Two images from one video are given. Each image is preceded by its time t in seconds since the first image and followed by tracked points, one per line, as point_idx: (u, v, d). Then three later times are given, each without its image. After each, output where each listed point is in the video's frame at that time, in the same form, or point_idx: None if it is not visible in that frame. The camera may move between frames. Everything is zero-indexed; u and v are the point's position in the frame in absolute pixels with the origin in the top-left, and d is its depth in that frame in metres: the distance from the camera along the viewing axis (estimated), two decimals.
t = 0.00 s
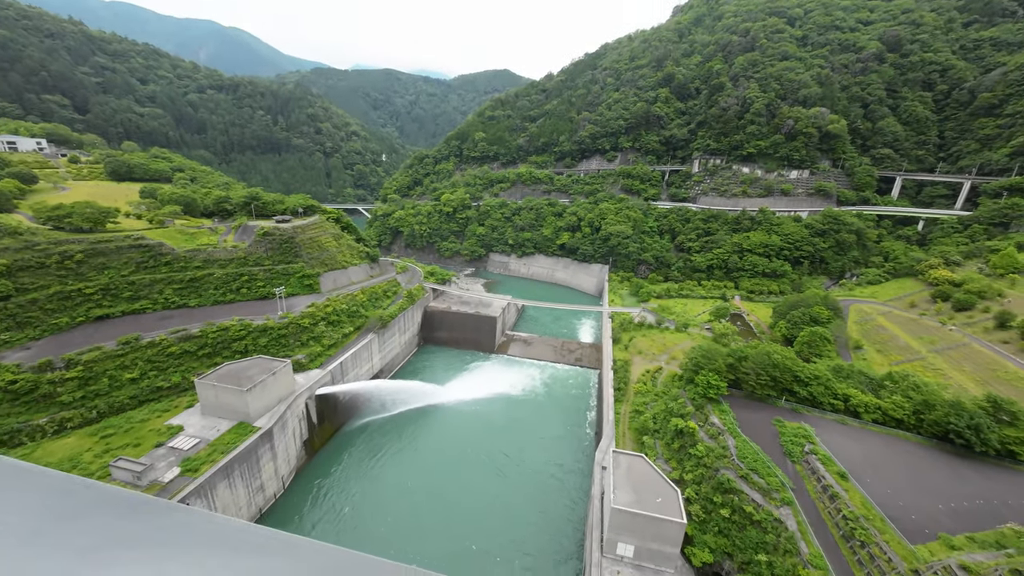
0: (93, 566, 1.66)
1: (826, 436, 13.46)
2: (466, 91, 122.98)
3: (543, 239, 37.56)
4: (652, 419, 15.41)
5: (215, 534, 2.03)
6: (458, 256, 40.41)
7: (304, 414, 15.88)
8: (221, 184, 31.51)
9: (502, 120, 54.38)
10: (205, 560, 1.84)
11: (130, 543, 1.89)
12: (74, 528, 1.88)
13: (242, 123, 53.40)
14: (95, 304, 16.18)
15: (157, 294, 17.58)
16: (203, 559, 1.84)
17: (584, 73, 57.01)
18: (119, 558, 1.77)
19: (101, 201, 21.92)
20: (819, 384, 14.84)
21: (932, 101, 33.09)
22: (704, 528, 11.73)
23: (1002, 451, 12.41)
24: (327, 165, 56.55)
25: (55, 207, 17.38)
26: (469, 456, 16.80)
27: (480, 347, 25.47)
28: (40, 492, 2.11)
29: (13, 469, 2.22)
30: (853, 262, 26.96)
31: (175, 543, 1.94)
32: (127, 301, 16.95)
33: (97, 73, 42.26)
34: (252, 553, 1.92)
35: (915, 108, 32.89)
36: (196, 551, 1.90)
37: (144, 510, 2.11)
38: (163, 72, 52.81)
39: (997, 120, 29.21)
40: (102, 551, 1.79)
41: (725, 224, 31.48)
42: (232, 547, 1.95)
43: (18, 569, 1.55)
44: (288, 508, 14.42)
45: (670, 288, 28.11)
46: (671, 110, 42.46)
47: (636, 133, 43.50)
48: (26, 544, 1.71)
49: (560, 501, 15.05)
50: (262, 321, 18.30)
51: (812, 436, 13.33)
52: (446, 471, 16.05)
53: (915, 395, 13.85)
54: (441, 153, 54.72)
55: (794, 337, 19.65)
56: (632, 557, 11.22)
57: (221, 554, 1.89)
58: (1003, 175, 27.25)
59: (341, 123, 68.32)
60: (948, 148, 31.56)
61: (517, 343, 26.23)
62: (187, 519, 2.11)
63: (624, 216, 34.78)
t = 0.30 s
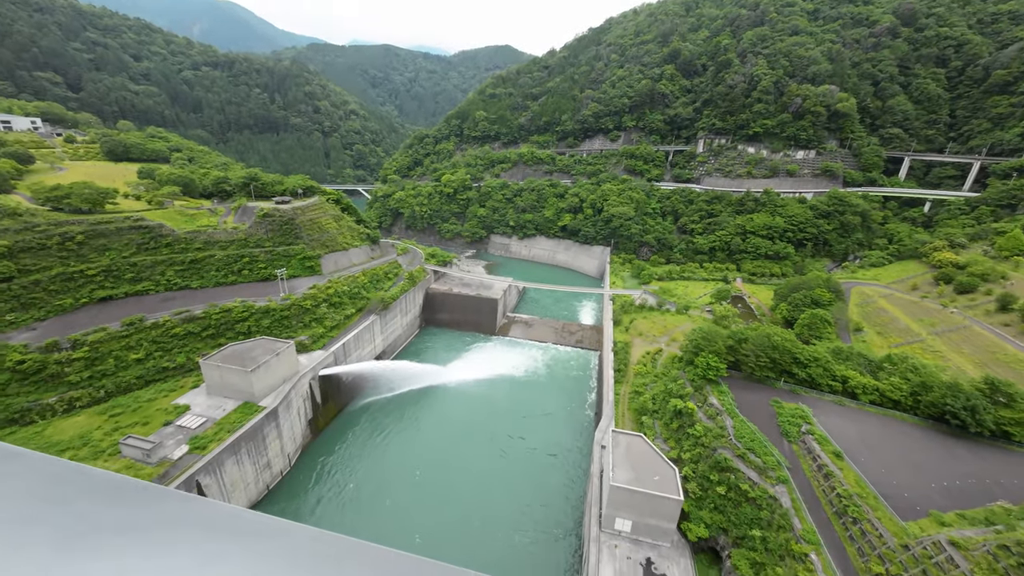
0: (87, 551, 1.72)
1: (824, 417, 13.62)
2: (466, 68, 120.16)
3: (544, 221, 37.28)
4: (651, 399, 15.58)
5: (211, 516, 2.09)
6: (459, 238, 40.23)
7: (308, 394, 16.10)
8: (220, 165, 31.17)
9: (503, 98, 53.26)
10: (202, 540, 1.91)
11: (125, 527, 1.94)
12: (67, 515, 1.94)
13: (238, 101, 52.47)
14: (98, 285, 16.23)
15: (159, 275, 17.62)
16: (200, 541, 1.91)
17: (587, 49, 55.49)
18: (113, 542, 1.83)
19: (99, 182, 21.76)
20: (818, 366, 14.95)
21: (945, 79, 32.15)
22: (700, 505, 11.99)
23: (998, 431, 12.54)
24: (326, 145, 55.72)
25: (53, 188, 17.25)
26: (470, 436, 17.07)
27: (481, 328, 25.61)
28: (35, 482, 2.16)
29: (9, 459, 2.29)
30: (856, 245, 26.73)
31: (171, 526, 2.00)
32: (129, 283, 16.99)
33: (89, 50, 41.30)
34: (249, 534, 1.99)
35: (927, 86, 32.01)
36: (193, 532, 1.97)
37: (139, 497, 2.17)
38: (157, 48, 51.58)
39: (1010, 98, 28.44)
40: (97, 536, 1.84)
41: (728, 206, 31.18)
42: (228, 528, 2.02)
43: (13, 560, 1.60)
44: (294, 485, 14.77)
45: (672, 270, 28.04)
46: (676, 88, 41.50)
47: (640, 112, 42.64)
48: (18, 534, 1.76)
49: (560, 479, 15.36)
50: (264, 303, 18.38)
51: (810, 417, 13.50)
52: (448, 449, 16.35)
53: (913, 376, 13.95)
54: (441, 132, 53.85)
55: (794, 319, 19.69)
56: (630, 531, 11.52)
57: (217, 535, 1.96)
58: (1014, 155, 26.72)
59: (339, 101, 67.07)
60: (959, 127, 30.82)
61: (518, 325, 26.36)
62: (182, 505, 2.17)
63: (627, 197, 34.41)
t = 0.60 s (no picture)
0: (92, 534, 1.78)
1: (823, 399, 13.72)
2: (467, 44, 117.22)
3: (547, 202, 36.92)
4: (653, 381, 15.74)
5: (212, 499, 2.14)
6: (462, 220, 39.96)
7: (313, 375, 16.31)
8: (219, 145, 30.85)
9: (505, 76, 52.06)
10: (209, 521, 1.99)
11: (130, 509, 2.01)
12: (70, 495, 2.00)
13: (236, 79, 51.55)
14: (103, 267, 16.32)
15: (162, 257, 17.67)
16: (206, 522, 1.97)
17: (592, 23, 53.86)
18: (119, 525, 1.88)
19: (99, 163, 21.61)
20: (819, 348, 14.99)
21: (962, 54, 31.02)
22: (699, 483, 12.18)
23: (998, 413, 12.62)
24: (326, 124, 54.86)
25: (53, 169, 17.15)
26: (473, 416, 17.33)
27: (483, 310, 25.70)
28: (42, 462, 2.20)
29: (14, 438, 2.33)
30: (863, 227, 26.38)
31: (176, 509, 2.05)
32: (134, 265, 17.06)
33: (82, 25, 40.38)
34: (255, 517, 2.07)
35: (944, 62, 30.85)
36: (195, 515, 2.01)
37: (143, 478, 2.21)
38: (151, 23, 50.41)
39: None
40: (102, 519, 1.89)
41: (734, 187, 30.75)
42: (230, 512, 2.07)
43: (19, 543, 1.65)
44: (301, 462, 15.13)
45: (675, 253, 27.89)
46: (683, 65, 40.46)
47: (645, 90, 41.66)
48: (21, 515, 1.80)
49: (560, 459, 15.66)
50: (268, 285, 18.46)
51: (809, 399, 13.62)
52: (451, 429, 16.64)
53: (915, 359, 13.99)
54: (442, 112, 52.92)
55: (797, 302, 19.66)
56: (629, 509, 11.81)
57: (221, 517, 2.01)
58: None
59: (338, 79, 65.79)
60: (973, 105, 29.94)
61: (520, 307, 26.43)
62: (185, 487, 2.20)
63: (631, 178, 33.94)
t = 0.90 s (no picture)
0: (103, 517, 1.77)
1: (824, 388, 13.76)
2: (469, 30, 115.48)
3: (550, 191, 36.67)
4: (655, 370, 15.81)
5: (222, 479, 2.10)
6: (464, 209, 39.78)
7: (317, 364, 16.41)
8: (220, 134, 30.70)
9: (508, 63, 51.33)
10: (219, 500, 1.95)
11: (141, 490, 2.00)
12: (76, 478, 1.98)
13: (236, 67, 51.08)
14: (106, 257, 16.37)
15: (165, 247, 17.70)
16: (213, 502, 1.92)
17: (596, 8, 52.84)
18: (130, 507, 1.89)
19: (100, 153, 21.57)
20: (822, 338, 14.98)
21: (974, 38, 30.28)
22: (699, 471, 12.30)
23: (1000, 402, 12.62)
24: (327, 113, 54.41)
25: (55, 159, 17.13)
26: (475, 404, 17.50)
27: (486, 300, 25.71)
28: (55, 445, 2.21)
29: (29, 423, 2.35)
30: (869, 216, 26.07)
31: (186, 488, 2.04)
32: (137, 255, 17.11)
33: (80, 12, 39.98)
34: (262, 499, 1.99)
35: (957, 46, 30.18)
36: (203, 495, 1.98)
37: (153, 460, 2.18)
38: (149, 10, 49.84)
39: None
40: (113, 502, 1.89)
41: (739, 175, 30.45)
42: (237, 493, 2.02)
43: (33, 527, 1.66)
44: (307, 449, 15.35)
45: (678, 242, 27.75)
46: (689, 51, 39.84)
47: (650, 76, 41.06)
48: (33, 500, 1.81)
49: (562, 447, 15.81)
50: (271, 275, 18.51)
51: (811, 387, 13.65)
52: (454, 417, 16.83)
53: (918, 349, 13.97)
54: (444, 99, 52.38)
55: (801, 292, 19.57)
56: (630, 495, 11.94)
57: (229, 497, 1.97)
58: None
59: (338, 66, 65.05)
60: (984, 91, 29.32)
61: (522, 297, 26.44)
62: (196, 468, 2.19)
63: (635, 167, 33.62)
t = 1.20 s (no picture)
0: (113, 508, 1.84)
1: (827, 383, 13.74)
2: (472, 22, 114.48)
3: (553, 185, 36.50)
4: (657, 364, 15.83)
5: (228, 466, 2.15)
6: (466, 204, 39.70)
7: (320, 357, 16.50)
8: (222, 128, 30.69)
9: (510, 55, 50.92)
10: (227, 488, 2.01)
11: (148, 477, 2.06)
12: (85, 465, 2.05)
13: (238, 60, 50.89)
14: (111, 251, 16.48)
15: (169, 241, 17.78)
16: (221, 490, 1.99)
17: None
18: (140, 496, 1.96)
19: (104, 146, 21.62)
20: (825, 333, 14.95)
21: (985, 29, 29.76)
22: (701, 465, 12.33)
23: (1003, 398, 12.58)
24: (329, 106, 54.23)
25: (59, 153, 17.19)
26: (477, 399, 17.59)
27: (488, 294, 25.73)
28: (64, 433, 2.26)
29: (37, 411, 2.40)
30: (874, 211, 25.84)
31: (192, 475, 2.08)
32: (141, 249, 17.21)
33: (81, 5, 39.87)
34: (270, 486, 2.06)
35: (966, 38, 29.31)
36: (210, 482, 2.03)
37: (161, 446, 2.25)
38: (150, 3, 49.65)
39: None
40: (124, 491, 1.96)
41: (743, 170, 30.21)
42: (245, 478, 2.09)
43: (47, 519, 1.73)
44: (311, 441, 15.51)
45: (681, 237, 27.63)
46: (694, 44, 39.41)
47: (654, 69, 40.67)
48: (43, 491, 1.88)
49: (564, 442, 15.88)
50: (274, 269, 18.59)
51: (813, 383, 13.63)
52: (456, 411, 16.93)
53: (922, 345, 13.92)
54: (446, 93, 52.06)
55: (804, 287, 19.49)
56: (632, 489, 12.00)
57: (236, 484, 2.04)
58: None
59: (340, 59, 64.71)
60: (994, 84, 28.85)
61: (525, 291, 26.45)
62: (202, 454, 2.22)
63: (638, 161, 33.39)
